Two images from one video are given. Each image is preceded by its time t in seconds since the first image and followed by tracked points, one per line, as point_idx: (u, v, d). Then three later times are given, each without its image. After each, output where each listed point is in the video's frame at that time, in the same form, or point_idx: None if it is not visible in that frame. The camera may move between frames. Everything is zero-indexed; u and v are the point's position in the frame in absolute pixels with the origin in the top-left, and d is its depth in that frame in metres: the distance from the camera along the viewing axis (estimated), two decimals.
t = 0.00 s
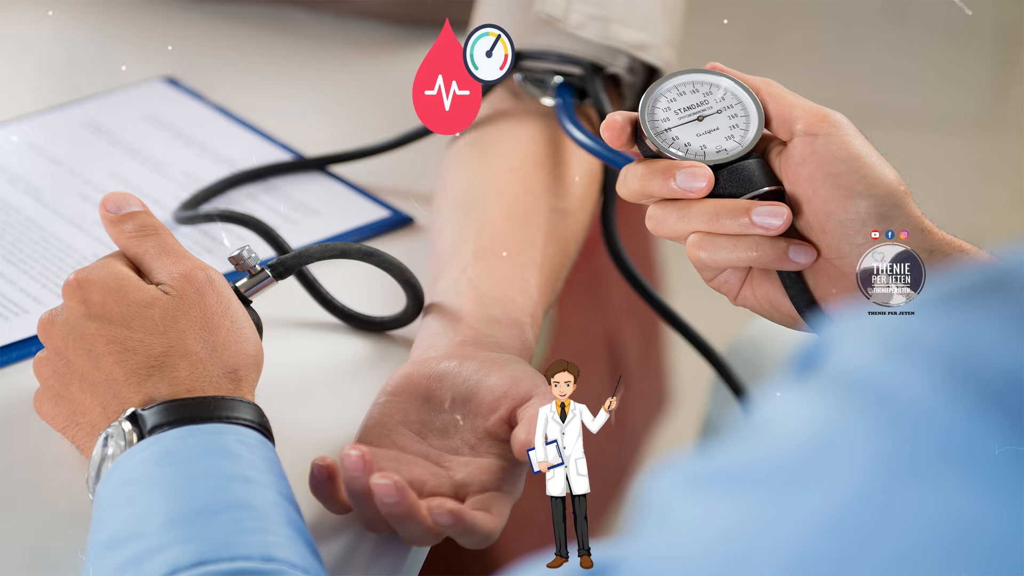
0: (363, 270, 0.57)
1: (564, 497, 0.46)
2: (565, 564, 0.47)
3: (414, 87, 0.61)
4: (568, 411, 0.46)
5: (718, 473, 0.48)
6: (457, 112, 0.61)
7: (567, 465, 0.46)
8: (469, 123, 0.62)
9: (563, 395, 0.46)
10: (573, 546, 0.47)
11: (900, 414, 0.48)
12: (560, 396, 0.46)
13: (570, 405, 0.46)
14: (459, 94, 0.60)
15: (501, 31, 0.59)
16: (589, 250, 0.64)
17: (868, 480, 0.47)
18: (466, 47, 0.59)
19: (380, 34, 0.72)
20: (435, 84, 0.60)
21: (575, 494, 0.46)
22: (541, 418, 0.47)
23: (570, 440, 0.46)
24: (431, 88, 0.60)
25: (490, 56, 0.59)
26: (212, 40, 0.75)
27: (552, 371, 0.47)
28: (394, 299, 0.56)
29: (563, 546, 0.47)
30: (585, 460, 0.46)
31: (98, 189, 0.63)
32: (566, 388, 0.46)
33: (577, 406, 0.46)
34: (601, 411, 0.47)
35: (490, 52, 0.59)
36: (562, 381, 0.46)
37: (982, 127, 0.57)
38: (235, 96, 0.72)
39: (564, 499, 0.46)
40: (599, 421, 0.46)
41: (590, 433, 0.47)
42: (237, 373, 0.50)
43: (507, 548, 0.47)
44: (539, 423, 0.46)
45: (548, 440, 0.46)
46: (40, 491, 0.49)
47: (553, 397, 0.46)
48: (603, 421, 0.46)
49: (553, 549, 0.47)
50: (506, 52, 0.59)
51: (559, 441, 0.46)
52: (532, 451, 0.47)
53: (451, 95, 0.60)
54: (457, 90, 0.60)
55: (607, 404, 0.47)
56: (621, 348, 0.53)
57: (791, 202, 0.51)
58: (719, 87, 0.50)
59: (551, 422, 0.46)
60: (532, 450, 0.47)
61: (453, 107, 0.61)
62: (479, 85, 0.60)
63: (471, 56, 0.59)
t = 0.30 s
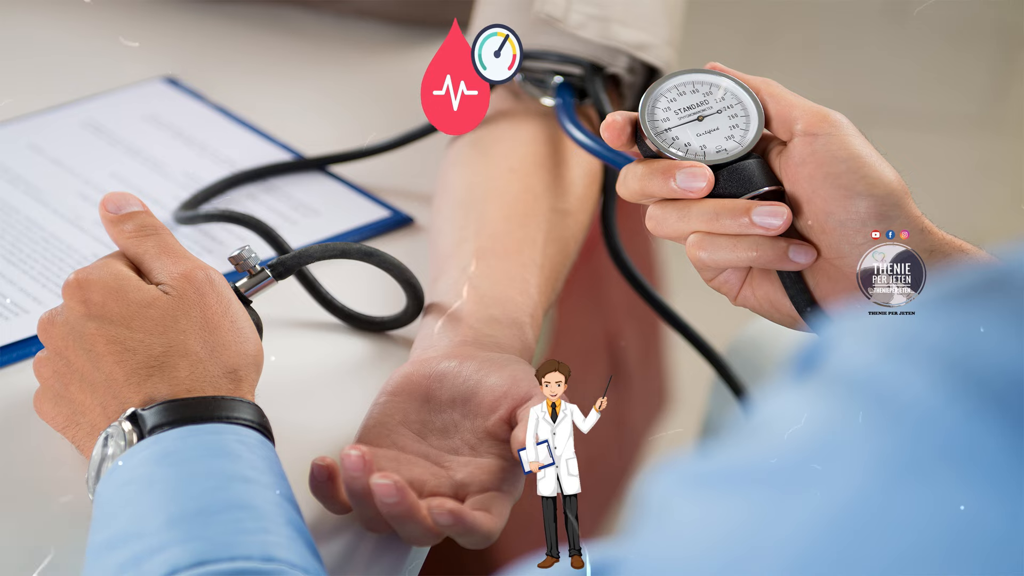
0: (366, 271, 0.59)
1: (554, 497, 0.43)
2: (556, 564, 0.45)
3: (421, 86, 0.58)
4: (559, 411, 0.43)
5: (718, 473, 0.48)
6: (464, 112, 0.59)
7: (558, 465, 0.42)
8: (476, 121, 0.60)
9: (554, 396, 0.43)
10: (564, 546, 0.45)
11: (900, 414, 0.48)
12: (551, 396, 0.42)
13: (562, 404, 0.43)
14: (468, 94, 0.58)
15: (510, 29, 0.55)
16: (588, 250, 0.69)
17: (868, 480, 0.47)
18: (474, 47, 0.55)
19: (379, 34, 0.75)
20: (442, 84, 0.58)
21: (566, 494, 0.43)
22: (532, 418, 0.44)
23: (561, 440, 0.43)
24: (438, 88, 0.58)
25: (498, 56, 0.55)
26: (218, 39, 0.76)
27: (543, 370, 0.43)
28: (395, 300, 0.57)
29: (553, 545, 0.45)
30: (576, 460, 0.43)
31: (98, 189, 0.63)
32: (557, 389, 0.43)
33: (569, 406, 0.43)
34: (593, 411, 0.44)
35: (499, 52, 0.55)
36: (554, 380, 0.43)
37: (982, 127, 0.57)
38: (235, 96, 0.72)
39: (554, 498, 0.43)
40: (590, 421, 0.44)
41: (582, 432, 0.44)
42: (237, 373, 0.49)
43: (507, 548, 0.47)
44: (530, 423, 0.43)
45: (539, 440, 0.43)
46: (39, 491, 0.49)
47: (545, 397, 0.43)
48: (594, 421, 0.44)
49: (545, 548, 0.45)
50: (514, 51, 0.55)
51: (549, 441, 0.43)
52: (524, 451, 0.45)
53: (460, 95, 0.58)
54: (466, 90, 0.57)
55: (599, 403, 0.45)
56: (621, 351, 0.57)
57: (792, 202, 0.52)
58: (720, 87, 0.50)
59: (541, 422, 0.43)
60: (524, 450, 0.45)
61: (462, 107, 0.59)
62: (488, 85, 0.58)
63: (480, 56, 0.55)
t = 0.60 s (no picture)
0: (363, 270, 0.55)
1: (545, 497, 0.47)
2: (547, 564, 0.47)
3: (430, 87, 0.62)
4: (550, 411, 0.47)
5: (718, 473, 0.48)
6: (473, 112, 0.62)
7: (549, 465, 0.46)
8: (484, 123, 0.63)
9: (545, 396, 0.47)
10: (555, 546, 0.47)
11: (900, 414, 0.48)
12: (542, 396, 0.47)
13: (552, 405, 0.47)
14: (476, 94, 0.61)
15: (517, 30, 0.60)
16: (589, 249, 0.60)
17: (868, 481, 0.47)
18: (482, 48, 0.59)
19: (379, 35, 0.73)
20: (451, 84, 0.61)
21: (556, 494, 0.47)
22: (523, 419, 0.47)
23: (552, 440, 0.47)
24: (448, 88, 0.61)
25: (505, 56, 0.59)
26: (216, 37, 0.75)
27: (534, 372, 0.48)
28: (395, 299, 0.55)
29: (545, 546, 0.47)
30: (567, 460, 0.47)
31: (98, 189, 0.63)
32: (548, 389, 0.47)
33: (560, 406, 0.47)
34: (583, 411, 0.48)
35: (507, 52, 0.59)
36: (545, 381, 0.47)
37: (982, 127, 0.57)
38: (235, 96, 0.72)
39: (545, 498, 0.47)
40: (580, 421, 0.48)
41: (572, 433, 0.48)
42: (237, 373, 0.50)
43: (507, 549, 0.47)
44: (522, 423, 0.47)
45: (530, 440, 0.47)
46: (41, 491, 0.49)
47: (536, 397, 0.48)
48: (584, 421, 0.48)
49: (535, 548, 0.47)
50: (522, 51, 0.60)
51: (540, 440, 0.47)
52: (514, 451, 0.47)
53: (468, 95, 0.61)
54: (474, 90, 0.61)
55: (589, 405, 0.49)
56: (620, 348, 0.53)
57: (792, 202, 0.51)
58: (719, 87, 0.50)
59: (532, 422, 0.47)
60: (514, 450, 0.47)
61: (469, 107, 0.62)
62: (495, 85, 0.61)
63: (487, 56, 0.59)
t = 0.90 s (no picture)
0: (368, 272, 0.58)
1: (536, 497, 0.45)
2: (537, 564, 0.46)
3: (439, 88, 0.58)
4: (541, 411, 0.46)
5: (717, 473, 0.48)
6: (481, 112, 0.58)
7: (539, 465, 0.45)
8: (493, 123, 0.59)
9: (535, 395, 0.46)
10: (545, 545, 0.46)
11: (899, 414, 0.48)
12: (532, 396, 0.46)
13: (543, 404, 0.46)
14: (484, 94, 0.57)
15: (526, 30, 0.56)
16: (588, 250, 0.70)
17: (868, 481, 0.47)
18: (491, 47, 0.56)
19: (380, 34, 0.76)
20: (459, 83, 0.57)
21: (547, 495, 0.45)
22: (514, 418, 0.46)
23: (543, 440, 0.45)
24: (455, 88, 0.58)
25: (515, 56, 0.56)
26: (215, 39, 0.76)
27: (525, 372, 0.46)
28: (395, 300, 0.57)
29: (536, 545, 0.46)
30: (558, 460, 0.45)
31: (98, 189, 0.63)
32: (539, 389, 0.46)
33: (551, 406, 0.46)
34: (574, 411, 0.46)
35: (515, 52, 0.56)
36: (535, 381, 0.45)
37: (982, 127, 0.57)
38: (235, 95, 0.72)
39: (536, 499, 0.45)
40: (572, 421, 0.46)
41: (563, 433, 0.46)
42: (237, 373, 0.50)
43: (507, 548, 0.47)
44: (513, 423, 0.46)
45: (521, 440, 0.45)
46: (39, 491, 0.49)
47: (526, 397, 0.46)
48: (576, 421, 0.46)
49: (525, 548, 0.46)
50: (531, 51, 0.55)
51: (531, 441, 0.45)
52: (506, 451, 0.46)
53: (477, 96, 0.58)
54: (482, 90, 0.57)
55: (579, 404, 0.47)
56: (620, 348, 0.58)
57: (792, 202, 0.52)
58: (719, 87, 0.50)
59: (523, 422, 0.46)
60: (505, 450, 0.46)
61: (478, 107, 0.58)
62: (504, 85, 0.57)
63: (497, 56, 0.56)
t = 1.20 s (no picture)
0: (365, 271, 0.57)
1: (527, 497, 0.47)
2: (528, 564, 0.47)
3: (447, 87, 0.62)
4: (532, 411, 0.48)
5: (717, 474, 0.48)
6: (489, 112, 0.61)
7: (530, 464, 0.47)
8: (502, 123, 0.62)
9: (527, 396, 0.48)
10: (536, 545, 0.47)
11: (898, 414, 0.48)
12: (524, 396, 0.48)
13: (534, 405, 0.48)
14: (492, 94, 0.61)
15: (534, 31, 0.59)
16: (588, 249, 0.61)
17: (868, 481, 0.47)
18: (498, 48, 0.59)
19: (380, 34, 0.74)
20: (468, 84, 0.61)
21: (538, 494, 0.47)
22: (505, 418, 0.48)
23: (533, 440, 0.47)
24: (464, 88, 0.61)
25: (522, 57, 0.59)
26: (214, 39, 0.75)
27: (517, 372, 0.49)
28: (394, 300, 0.56)
29: (527, 546, 0.47)
30: (548, 460, 0.47)
31: (98, 189, 0.63)
32: (529, 389, 0.49)
33: (542, 407, 0.48)
34: (566, 411, 0.49)
35: (523, 53, 0.59)
36: (527, 381, 0.48)
37: (982, 127, 0.57)
38: (235, 96, 0.72)
39: (527, 499, 0.47)
40: (562, 421, 0.49)
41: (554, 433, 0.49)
42: (237, 373, 0.50)
43: (507, 548, 0.47)
44: (503, 424, 0.48)
45: (511, 440, 0.47)
46: (41, 491, 0.49)
47: (518, 397, 0.49)
48: (567, 420, 0.49)
49: (518, 548, 0.47)
50: (539, 51, 0.59)
51: (522, 440, 0.47)
52: (496, 451, 0.48)
53: (484, 95, 0.61)
54: (490, 90, 0.61)
55: (572, 404, 0.49)
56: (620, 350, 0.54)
57: (791, 202, 0.51)
58: (719, 87, 0.50)
59: (515, 422, 0.48)
60: (496, 450, 0.48)
61: (486, 107, 0.61)
62: (512, 85, 0.60)
63: (505, 56, 0.59)
